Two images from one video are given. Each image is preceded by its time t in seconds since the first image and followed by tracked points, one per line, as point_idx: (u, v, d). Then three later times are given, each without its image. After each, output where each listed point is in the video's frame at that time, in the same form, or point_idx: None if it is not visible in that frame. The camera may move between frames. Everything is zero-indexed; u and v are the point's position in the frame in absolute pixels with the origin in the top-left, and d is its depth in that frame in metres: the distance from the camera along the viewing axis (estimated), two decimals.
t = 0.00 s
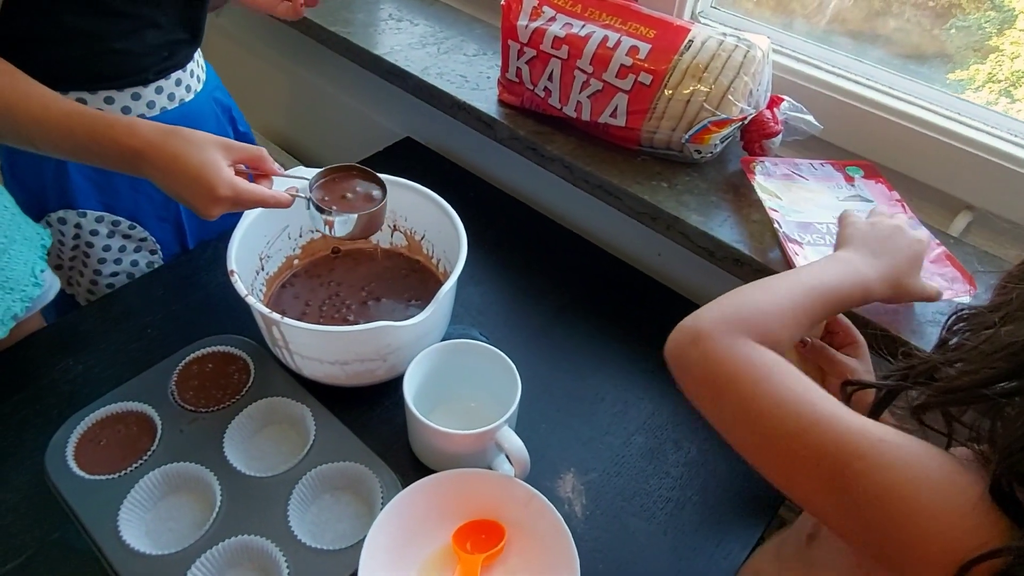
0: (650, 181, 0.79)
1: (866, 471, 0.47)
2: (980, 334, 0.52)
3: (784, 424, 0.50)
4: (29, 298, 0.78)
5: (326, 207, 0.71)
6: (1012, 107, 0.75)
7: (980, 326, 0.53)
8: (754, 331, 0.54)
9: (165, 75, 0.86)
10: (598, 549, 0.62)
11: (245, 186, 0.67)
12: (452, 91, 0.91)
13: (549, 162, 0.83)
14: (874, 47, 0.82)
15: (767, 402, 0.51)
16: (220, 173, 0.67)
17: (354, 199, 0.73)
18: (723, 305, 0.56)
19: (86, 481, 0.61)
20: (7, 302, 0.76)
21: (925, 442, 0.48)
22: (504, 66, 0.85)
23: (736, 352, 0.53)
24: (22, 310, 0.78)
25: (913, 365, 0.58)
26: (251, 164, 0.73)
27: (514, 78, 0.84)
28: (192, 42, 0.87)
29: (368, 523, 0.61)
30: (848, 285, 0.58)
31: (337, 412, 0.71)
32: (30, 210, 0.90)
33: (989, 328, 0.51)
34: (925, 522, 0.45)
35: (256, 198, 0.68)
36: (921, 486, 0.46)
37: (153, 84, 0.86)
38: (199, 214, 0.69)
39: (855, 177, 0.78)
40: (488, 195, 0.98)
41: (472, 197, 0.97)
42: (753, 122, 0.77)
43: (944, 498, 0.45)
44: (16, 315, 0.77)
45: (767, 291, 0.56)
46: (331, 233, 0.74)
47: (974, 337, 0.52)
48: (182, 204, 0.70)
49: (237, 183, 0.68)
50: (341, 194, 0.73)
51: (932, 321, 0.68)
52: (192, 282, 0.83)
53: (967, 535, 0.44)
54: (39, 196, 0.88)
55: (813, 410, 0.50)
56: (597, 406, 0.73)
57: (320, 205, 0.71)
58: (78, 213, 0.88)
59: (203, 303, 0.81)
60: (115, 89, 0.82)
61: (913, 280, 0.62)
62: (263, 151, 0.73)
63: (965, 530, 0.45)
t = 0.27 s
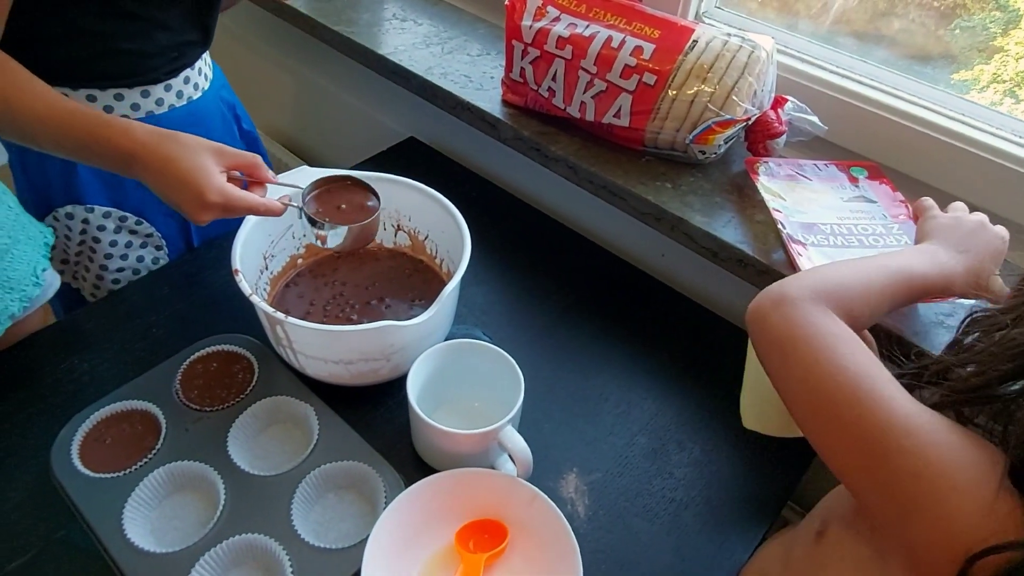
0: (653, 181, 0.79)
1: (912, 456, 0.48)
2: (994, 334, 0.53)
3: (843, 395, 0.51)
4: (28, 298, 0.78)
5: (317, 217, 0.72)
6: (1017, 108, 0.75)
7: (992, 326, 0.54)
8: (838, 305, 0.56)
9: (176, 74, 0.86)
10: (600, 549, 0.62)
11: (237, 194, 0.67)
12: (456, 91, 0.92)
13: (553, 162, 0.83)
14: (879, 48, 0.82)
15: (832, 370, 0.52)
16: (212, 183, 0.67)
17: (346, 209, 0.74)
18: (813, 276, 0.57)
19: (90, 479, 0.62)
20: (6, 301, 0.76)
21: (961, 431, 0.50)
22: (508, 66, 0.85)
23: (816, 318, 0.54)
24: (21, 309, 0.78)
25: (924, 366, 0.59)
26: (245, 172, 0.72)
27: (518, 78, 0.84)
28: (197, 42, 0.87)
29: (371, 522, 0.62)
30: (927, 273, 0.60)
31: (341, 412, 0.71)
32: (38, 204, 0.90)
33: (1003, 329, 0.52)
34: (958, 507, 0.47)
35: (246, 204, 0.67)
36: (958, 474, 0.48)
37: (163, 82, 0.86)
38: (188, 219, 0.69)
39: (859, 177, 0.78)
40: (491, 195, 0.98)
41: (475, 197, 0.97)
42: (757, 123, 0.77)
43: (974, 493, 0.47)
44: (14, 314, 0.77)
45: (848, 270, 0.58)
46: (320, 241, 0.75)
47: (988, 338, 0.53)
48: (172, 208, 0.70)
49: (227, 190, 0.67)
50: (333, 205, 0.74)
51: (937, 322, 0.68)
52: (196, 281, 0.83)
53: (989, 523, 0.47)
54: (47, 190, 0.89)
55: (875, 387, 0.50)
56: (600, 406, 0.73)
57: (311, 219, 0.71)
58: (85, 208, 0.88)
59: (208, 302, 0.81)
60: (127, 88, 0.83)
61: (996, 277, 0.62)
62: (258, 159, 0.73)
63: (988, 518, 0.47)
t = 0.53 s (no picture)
0: (664, 179, 0.79)
1: (933, 448, 0.47)
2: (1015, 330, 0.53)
3: (864, 381, 0.50)
4: (48, 288, 0.79)
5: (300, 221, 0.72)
6: None
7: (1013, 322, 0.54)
8: (856, 286, 0.55)
9: (191, 74, 0.87)
10: (610, 545, 0.62)
11: (215, 192, 0.67)
12: (467, 89, 0.92)
13: (564, 160, 0.84)
14: (892, 46, 0.82)
15: (852, 356, 0.51)
16: (189, 176, 0.68)
17: (327, 212, 0.75)
18: (831, 256, 0.56)
19: (104, 472, 0.62)
20: (24, 291, 0.76)
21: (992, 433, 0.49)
22: (519, 64, 0.85)
23: (836, 302, 0.53)
24: (40, 299, 0.78)
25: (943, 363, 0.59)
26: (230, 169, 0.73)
27: (529, 76, 0.84)
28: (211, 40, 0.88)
29: (382, 516, 0.62)
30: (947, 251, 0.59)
31: (352, 407, 0.71)
32: (53, 200, 0.91)
33: None
34: (989, 510, 0.46)
35: (223, 203, 0.68)
36: (990, 476, 0.46)
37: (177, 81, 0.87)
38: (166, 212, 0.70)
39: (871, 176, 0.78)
40: (502, 192, 0.98)
41: (486, 195, 0.97)
42: (769, 121, 0.77)
43: (996, 489, 0.46)
44: (33, 304, 0.78)
45: (865, 246, 0.58)
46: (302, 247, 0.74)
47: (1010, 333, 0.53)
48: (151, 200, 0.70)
49: (205, 188, 0.68)
50: (315, 207, 0.75)
51: (949, 321, 0.68)
52: (209, 276, 0.84)
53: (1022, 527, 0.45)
54: (62, 186, 0.90)
55: (905, 382, 0.49)
56: (610, 403, 0.73)
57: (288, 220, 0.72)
58: (100, 204, 0.89)
59: (220, 298, 0.82)
60: (142, 85, 0.84)
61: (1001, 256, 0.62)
62: (244, 158, 0.73)
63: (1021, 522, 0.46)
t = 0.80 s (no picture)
0: (687, 175, 0.79)
1: (975, 445, 0.46)
2: None
3: (900, 369, 0.49)
4: (82, 283, 0.81)
5: (320, 228, 0.74)
6: None
7: None
8: (900, 278, 0.53)
9: (220, 70, 0.89)
10: (630, 536, 0.63)
11: (241, 196, 0.68)
12: (491, 84, 0.93)
13: (587, 155, 0.84)
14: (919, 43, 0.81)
15: (892, 346, 0.49)
16: (215, 179, 0.69)
17: (350, 221, 0.76)
18: (875, 245, 0.55)
19: (136, 455, 0.64)
20: (60, 285, 0.78)
21: None
22: (543, 60, 0.85)
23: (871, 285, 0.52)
24: (74, 294, 0.80)
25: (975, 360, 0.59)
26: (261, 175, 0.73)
27: (553, 72, 0.85)
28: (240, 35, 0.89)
29: (405, 503, 0.63)
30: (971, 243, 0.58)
31: (376, 396, 0.72)
32: (86, 191, 0.93)
33: None
34: None
35: (247, 207, 0.68)
36: None
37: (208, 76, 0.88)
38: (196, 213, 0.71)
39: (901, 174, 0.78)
40: (524, 187, 0.99)
41: (508, 190, 0.98)
42: (794, 117, 0.77)
43: None
44: (67, 299, 0.79)
45: (895, 232, 0.56)
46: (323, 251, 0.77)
47: None
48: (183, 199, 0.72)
49: (232, 192, 0.68)
50: (338, 215, 0.76)
51: (974, 318, 0.68)
52: (236, 267, 0.85)
53: None
54: (95, 178, 0.92)
55: (947, 377, 0.48)
56: (630, 396, 0.74)
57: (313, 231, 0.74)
58: (132, 196, 0.91)
59: (247, 288, 0.83)
60: (173, 79, 0.85)
61: None
62: (275, 164, 0.73)
63: None
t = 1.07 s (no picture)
0: (709, 175, 0.80)
1: (1007, 451, 0.44)
2: None
3: (934, 370, 0.47)
4: (112, 272, 0.82)
5: (339, 243, 0.76)
6: None
7: None
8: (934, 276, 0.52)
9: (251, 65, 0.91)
10: (649, 532, 0.63)
11: (265, 200, 0.69)
12: (514, 83, 0.93)
13: (609, 155, 0.84)
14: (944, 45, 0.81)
15: (925, 346, 0.48)
16: (241, 183, 0.70)
17: (369, 235, 0.78)
18: (909, 242, 0.53)
19: (165, 443, 0.65)
20: (92, 274, 0.79)
21: None
22: (567, 59, 0.86)
23: (907, 280, 0.50)
24: (105, 282, 0.81)
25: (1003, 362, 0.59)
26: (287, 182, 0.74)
27: (577, 71, 0.85)
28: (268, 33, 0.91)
29: (427, 495, 0.64)
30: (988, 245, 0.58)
31: (399, 389, 0.73)
32: (118, 184, 0.95)
33: None
34: None
35: (269, 212, 0.69)
36: None
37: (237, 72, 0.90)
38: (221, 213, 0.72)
39: (927, 176, 0.77)
40: (545, 186, 0.99)
41: (529, 188, 0.99)
42: (818, 118, 0.78)
43: None
44: (99, 287, 0.81)
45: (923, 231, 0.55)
46: (338, 269, 0.79)
47: None
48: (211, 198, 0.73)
49: (256, 196, 0.70)
50: (358, 229, 0.78)
51: (996, 321, 0.67)
52: (261, 261, 0.87)
53: None
54: (126, 171, 0.93)
55: (982, 380, 0.46)
56: (650, 394, 0.74)
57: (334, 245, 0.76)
58: (162, 190, 0.92)
59: (272, 282, 0.84)
60: (202, 76, 0.87)
61: None
62: (301, 174, 0.74)
63: None
